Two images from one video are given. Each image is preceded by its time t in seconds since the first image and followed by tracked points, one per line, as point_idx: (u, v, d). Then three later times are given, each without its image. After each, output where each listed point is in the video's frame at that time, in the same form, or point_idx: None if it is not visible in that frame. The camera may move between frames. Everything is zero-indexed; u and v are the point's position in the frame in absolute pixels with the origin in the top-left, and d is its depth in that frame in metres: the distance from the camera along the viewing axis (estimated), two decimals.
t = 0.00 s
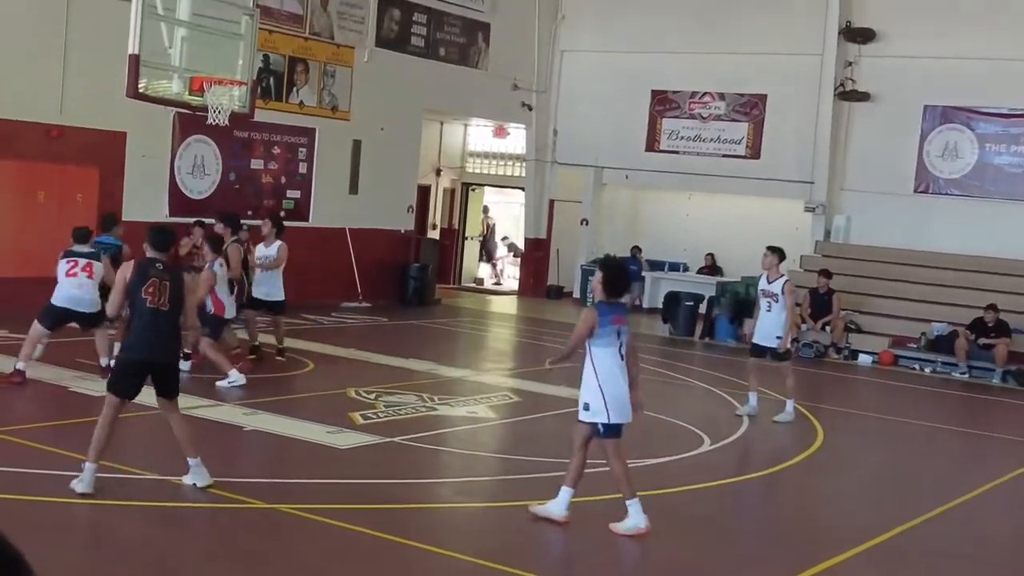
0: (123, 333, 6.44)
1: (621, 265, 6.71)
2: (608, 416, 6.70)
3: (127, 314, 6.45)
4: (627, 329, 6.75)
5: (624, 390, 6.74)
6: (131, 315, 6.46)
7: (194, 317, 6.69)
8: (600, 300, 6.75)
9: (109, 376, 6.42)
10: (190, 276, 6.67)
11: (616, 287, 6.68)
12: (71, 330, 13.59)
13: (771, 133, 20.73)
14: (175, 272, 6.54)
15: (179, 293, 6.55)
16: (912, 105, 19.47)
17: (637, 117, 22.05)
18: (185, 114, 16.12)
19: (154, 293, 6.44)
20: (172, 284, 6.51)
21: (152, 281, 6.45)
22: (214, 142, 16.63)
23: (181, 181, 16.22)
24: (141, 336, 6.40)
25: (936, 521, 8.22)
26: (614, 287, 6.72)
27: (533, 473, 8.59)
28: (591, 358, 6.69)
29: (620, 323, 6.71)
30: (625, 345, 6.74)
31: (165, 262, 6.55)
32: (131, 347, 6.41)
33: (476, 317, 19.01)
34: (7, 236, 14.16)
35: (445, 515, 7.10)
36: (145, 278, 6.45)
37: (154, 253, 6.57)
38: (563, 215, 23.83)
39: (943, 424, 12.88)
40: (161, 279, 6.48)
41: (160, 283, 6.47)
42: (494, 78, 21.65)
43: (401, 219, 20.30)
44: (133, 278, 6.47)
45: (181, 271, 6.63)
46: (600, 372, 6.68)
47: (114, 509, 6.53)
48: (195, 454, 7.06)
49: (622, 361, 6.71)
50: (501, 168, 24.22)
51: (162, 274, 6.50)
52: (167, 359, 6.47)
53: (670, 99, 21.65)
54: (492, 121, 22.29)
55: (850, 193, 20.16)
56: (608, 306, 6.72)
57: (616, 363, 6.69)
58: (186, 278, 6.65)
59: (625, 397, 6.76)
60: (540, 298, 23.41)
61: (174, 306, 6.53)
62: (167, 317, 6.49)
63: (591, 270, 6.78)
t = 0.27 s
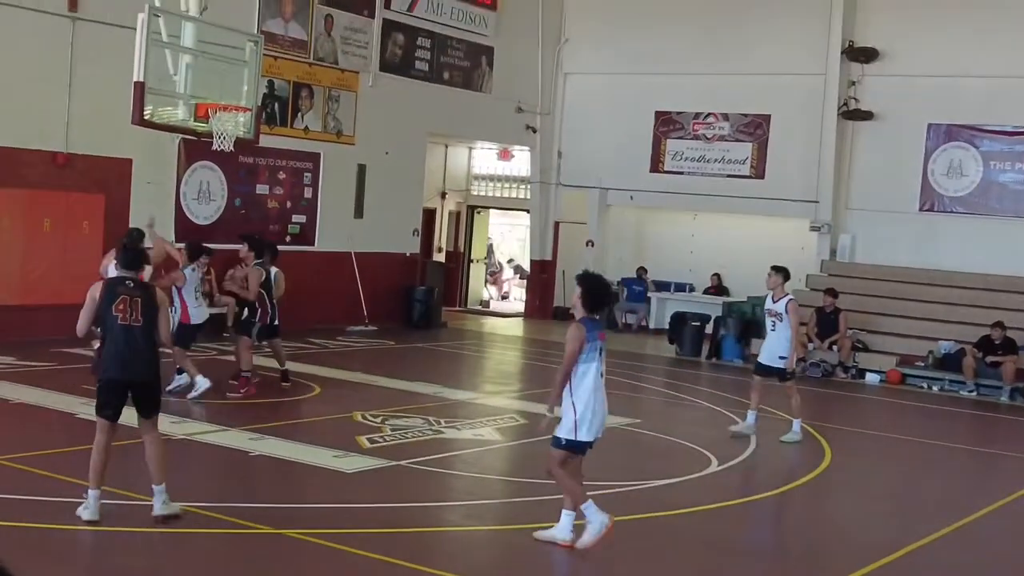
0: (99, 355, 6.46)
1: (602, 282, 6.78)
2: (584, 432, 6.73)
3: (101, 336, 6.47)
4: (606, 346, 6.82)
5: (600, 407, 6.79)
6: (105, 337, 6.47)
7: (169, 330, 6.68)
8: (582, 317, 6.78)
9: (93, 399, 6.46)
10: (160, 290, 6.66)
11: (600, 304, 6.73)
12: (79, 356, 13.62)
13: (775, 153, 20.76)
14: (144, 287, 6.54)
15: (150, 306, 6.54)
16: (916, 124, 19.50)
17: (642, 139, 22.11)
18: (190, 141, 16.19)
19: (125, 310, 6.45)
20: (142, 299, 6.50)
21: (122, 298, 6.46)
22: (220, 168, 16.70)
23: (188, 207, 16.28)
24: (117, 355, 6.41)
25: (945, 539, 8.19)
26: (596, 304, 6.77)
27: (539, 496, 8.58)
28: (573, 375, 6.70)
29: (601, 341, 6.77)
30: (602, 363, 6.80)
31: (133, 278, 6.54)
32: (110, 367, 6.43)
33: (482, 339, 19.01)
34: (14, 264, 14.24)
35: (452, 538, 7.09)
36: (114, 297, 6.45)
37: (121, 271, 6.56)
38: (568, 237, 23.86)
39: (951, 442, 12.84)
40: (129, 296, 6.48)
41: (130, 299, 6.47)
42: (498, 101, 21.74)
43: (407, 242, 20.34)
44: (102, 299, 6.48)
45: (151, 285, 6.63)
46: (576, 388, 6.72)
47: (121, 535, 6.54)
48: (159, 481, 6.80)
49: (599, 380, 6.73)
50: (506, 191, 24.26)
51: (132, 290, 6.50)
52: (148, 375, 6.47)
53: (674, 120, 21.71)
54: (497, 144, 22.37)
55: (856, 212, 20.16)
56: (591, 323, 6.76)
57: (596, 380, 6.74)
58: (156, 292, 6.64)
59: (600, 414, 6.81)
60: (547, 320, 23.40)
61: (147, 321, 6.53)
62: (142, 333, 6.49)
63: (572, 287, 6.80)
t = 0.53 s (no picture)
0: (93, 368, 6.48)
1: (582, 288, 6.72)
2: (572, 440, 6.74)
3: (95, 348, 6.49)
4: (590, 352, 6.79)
5: (589, 413, 6.78)
6: (99, 349, 6.49)
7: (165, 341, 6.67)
8: (564, 325, 6.75)
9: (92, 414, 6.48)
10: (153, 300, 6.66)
11: (580, 311, 6.69)
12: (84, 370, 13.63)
13: (778, 162, 20.76)
14: (136, 299, 6.54)
15: (142, 317, 6.54)
16: (919, 132, 19.50)
17: (645, 149, 22.13)
18: (194, 155, 16.22)
19: (116, 321, 6.46)
20: (134, 309, 6.51)
21: (112, 309, 6.47)
22: (223, 181, 16.73)
23: (191, 221, 16.30)
24: (110, 367, 6.43)
25: (952, 548, 8.18)
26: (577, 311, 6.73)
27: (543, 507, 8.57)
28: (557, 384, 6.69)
29: (584, 347, 6.75)
30: (588, 369, 6.78)
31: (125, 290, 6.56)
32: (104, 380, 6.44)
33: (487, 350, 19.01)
34: (20, 278, 14.26)
35: (457, 550, 7.08)
36: (104, 309, 6.47)
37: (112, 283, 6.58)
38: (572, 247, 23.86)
39: (957, 451, 12.81)
40: (120, 307, 6.49)
41: (121, 310, 6.48)
42: (501, 112, 21.75)
43: (411, 254, 20.36)
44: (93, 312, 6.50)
45: (143, 296, 6.63)
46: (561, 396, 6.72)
47: (126, 549, 6.53)
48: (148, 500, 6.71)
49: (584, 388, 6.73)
50: (510, 202, 24.25)
51: (123, 301, 6.51)
52: (143, 386, 6.47)
53: (677, 130, 21.74)
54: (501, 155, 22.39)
55: (859, 221, 20.15)
56: (573, 330, 6.74)
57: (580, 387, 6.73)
58: (149, 303, 6.64)
59: (589, 420, 6.80)
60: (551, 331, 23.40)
61: (140, 331, 6.53)
62: (134, 343, 6.49)
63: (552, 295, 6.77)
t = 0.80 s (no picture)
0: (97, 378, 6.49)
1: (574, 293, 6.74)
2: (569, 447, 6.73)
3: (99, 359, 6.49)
4: (584, 357, 6.80)
5: (585, 419, 6.77)
6: (104, 360, 6.49)
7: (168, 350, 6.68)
8: (557, 331, 6.78)
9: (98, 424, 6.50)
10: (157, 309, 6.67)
11: (572, 317, 6.71)
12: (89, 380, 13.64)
13: (781, 169, 20.76)
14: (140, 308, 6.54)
15: (147, 326, 6.54)
16: (922, 138, 19.50)
17: (648, 157, 22.14)
18: (198, 164, 16.24)
19: (121, 331, 6.45)
20: (138, 318, 6.51)
21: (117, 319, 6.46)
22: (227, 190, 16.75)
23: (196, 230, 16.32)
24: (115, 378, 6.43)
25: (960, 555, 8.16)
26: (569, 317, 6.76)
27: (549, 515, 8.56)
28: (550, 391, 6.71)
29: (577, 353, 6.76)
30: (582, 375, 6.78)
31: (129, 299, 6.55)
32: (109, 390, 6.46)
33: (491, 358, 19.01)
34: (24, 288, 14.27)
35: (464, 559, 7.06)
36: (109, 320, 6.46)
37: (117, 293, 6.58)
38: (576, 255, 23.86)
39: (964, 457, 12.78)
40: (124, 317, 6.48)
41: (126, 320, 6.47)
42: (505, 120, 21.76)
43: (415, 262, 20.37)
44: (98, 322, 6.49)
45: (147, 305, 6.63)
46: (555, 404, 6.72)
47: (133, 559, 6.52)
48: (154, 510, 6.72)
49: (578, 394, 6.73)
50: (513, 210, 24.26)
51: (128, 311, 6.51)
52: (148, 396, 6.48)
53: (680, 137, 21.75)
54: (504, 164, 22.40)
55: (863, 227, 20.14)
56: (566, 335, 6.75)
57: (574, 393, 6.73)
58: (153, 312, 6.64)
59: (587, 427, 6.79)
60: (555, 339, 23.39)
61: (145, 341, 6.53)
62: (139, 353, 6.49)
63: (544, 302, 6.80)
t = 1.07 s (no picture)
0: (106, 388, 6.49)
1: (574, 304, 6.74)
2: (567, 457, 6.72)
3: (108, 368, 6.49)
4: (584, 368, 6.79)
5: (584, 430, 6.77)
6: (112, 370, 6.49)
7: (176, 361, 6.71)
8: (557, 341, 6.78)
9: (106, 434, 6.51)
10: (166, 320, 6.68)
11: (571, 327, 6.71)
12: (93, 391, 13.64)
13: (785, 178, 20.76)
14: (149, 319, 6.55)
15: (155, 337, 6.55)
16: (925, 146, 19.49)
17: (652, 165, 22.14)
18: (202, 174, 16.26)
19: (129, 342, 6.46)
20: (147, 330, 6.51)
21: (126, 330, 6.47)
22: (231, 200, 16.76)
23: (200, 241, 16.34)
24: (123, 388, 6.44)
25: (966, 564, 8.12)
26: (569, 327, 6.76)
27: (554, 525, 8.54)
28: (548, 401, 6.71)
29: (576, 363, 6.76)
30: (580, 386, 6.78)
31: (139, 310, 6.55)
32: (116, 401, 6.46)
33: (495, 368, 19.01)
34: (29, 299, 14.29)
35: (468, 568, 7.05)
36: (118, 330, 6.46)
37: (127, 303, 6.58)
38: (579, 263, 23.86)
39: (969, 465, 12.75)
40: (133, 327, 6.49)
41: (134, 330, 6.48)
42: (508, 129, 21.79)
43: (419, 271, 20.37)
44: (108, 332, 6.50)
45: (156, 316, 6.64)
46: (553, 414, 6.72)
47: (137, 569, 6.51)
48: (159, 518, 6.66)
49: (576, 404, 6.72)
50: (517, 219, 24.27)
51: (137, 322, 6.51)
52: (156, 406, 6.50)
53: (683, 146, 21.74)
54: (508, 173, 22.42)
55: (867, 235, 20.13)
56: (566, 346, 6.76)
57: (572, 404, 6.72)
58: (162, 322, 6.65)
59: (586, 437, 6.78)
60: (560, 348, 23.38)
61: (153, 352, 6.54)
62: (147, 364, 6.50)
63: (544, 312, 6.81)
